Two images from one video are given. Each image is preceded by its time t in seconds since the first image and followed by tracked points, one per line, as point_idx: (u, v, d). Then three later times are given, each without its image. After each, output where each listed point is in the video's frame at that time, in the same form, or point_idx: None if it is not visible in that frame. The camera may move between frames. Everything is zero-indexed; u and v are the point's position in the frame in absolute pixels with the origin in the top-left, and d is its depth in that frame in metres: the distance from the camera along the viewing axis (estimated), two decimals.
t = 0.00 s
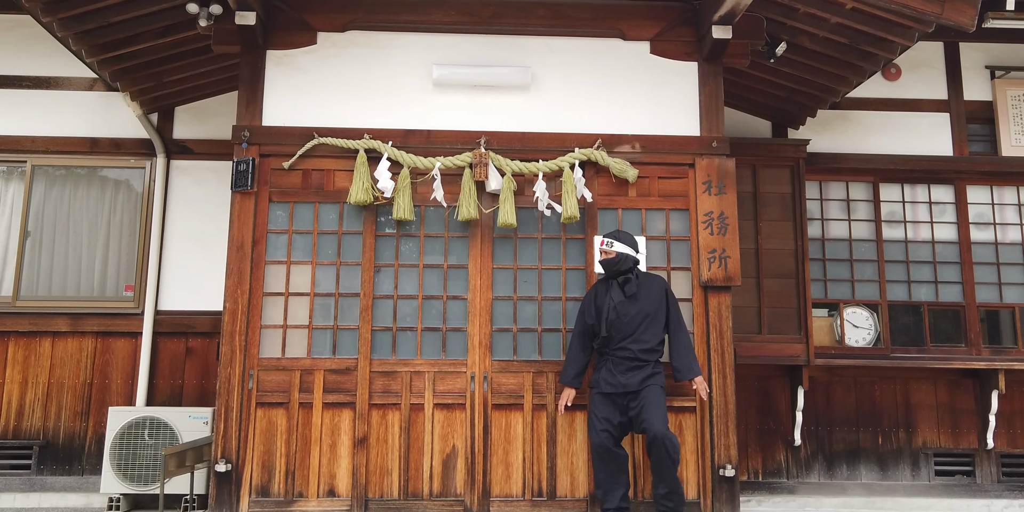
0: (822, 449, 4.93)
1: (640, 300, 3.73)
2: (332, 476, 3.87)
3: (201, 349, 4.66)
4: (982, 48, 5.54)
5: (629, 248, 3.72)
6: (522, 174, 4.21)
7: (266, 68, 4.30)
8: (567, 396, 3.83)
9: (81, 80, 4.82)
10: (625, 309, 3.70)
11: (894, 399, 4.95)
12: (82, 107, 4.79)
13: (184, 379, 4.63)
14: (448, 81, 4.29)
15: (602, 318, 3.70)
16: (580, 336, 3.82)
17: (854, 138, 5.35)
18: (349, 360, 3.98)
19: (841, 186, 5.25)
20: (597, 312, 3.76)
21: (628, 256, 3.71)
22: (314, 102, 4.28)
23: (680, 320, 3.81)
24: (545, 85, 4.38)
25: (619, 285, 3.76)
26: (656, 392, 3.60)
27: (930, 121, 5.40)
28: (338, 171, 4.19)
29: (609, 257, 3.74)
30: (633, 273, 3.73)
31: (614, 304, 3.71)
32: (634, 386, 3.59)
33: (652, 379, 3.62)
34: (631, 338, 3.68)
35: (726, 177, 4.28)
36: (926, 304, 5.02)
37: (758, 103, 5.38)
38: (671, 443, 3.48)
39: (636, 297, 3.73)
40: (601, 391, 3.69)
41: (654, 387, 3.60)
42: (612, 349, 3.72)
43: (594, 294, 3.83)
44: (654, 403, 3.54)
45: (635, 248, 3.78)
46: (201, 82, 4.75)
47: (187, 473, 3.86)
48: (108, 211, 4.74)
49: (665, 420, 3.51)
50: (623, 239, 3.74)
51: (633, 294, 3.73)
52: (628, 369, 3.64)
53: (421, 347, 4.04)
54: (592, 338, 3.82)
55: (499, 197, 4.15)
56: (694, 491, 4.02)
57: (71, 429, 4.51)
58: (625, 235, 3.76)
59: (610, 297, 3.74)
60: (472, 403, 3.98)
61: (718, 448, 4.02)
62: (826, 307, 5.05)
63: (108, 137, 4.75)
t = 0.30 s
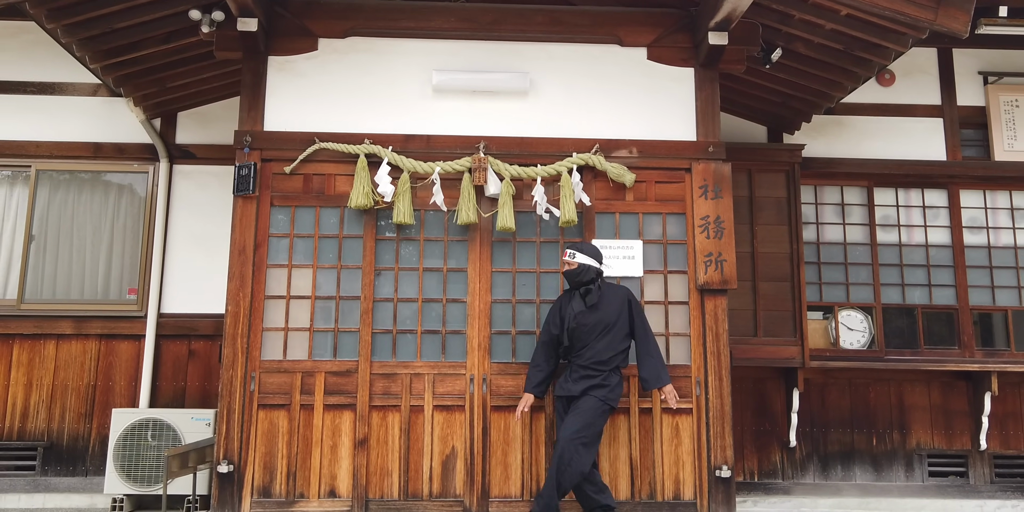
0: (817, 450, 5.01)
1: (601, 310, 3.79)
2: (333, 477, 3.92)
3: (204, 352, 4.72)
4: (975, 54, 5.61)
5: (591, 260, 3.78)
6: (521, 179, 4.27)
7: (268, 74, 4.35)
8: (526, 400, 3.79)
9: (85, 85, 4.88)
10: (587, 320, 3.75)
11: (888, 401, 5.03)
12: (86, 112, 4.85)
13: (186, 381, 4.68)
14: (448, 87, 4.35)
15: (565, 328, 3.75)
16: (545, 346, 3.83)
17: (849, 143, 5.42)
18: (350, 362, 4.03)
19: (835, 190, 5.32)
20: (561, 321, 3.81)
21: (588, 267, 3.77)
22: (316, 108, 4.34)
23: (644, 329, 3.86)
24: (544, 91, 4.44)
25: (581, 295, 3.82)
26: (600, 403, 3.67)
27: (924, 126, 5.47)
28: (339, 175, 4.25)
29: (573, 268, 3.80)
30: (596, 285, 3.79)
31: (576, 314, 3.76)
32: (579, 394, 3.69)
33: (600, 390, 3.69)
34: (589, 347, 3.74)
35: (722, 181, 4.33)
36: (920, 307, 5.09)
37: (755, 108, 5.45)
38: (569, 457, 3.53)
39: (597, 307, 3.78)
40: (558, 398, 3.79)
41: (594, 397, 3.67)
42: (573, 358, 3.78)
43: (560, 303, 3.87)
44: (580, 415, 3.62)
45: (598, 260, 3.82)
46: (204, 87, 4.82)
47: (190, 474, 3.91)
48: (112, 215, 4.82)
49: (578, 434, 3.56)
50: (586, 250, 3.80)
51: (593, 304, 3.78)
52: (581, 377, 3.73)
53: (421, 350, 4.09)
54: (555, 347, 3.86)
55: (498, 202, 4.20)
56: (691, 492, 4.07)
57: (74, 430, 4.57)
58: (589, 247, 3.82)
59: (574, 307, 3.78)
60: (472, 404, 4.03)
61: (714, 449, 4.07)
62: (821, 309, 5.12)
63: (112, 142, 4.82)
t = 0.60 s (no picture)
0: (812, 452, 5.06)
1: (555, 313, 3.82)
2: (334, 478, 3.96)
3: (206, 354, 4.79)
4: (969, 60, 5.68)
5: (546, 263, 3.83)
6: (520, 183, 4.32)
7: (269, 79, 4.41)
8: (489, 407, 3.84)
9: (89, 91, 4.95)
10: (540, 322, 3.80)
11: (882, 403, 5.09)
12: (90, 118, 4.92)
13: (189, 383, 4.76)
14: (447, 92, 4.41)
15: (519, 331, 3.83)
16: (505, 350, 3.90)
17: (843, 148, 5.49)
18: (350, 364, 4.08)
19: (830, 194, 5.38)
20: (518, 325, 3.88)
21: (544, 271, 3.81)
22: (317, 113, 4.40)
23: (601, 331, 3.86)
24: (542, 96, 4.50)
25: (536, 299, 3.87)
26: (553, 407, 3.67)
27: (917, 131, 5.54)
28: (340, 180, 4.31)
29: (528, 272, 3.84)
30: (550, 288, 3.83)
31: (529, 317, 3.83)
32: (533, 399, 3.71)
33: (553, 394, 3.69)
34: (544, 351, 3.78)
35: (718, 185, 4.39)
36: (914, 310, 5.15)
37: (751, 113, 5.52)
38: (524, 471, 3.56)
39: (552, 310, 3.82)
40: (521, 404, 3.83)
41: (547, 403, 3.67)
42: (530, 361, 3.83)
43: (519, 307, 3.94)
44: (534, 423, 3.63)
45: (555, 263, 3.87)
46: (206, 93, 4.87)
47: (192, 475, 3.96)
48: (114, 219, 4.88)
49: (532, 444, 3.57)
50: (541, 255, 3.85)
51: (547, 307, 3.82)
52: (536, 381, 3.76)
53: (420, 352, 4.14)
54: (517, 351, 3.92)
55: (497, 206, 4.25)
56: (688, 493, 4.12)
57: (78, 432, 4.63)
58: (545, 250, 3.87)
59: (529, 310, 3.85)
60: (471, 406, 4.08)
61: (711, 450, 4.12)
62: (816, 312, 5.18)
63: (115, 147, 4.88)
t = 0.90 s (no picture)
0: (807, 453, 5.14)
1: (516, 312, 3.85)
2: (334, 479, 4.01)
3: (208, 356, 4.86)
4: (962, 65, 5.75)
5: (507, 263, 3.83)
6: (518, 188, 4.38)
7: (271, 85, 4.46)
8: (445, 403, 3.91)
9: (92, 96, 5.03)
10: (501, 322, 3.82)
11: (877, 405, 5.16)
12: (94, 123, 4.99)
13: (192, 385, 4.83)
14: (447, 98, 4.47)
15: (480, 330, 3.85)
16: (465, 348, 3.93)
17: (838, 153, 5.55)
18: (351, 367, 4.13)
19: (825, 198, 5.44)
20: (479, 323, 3.90)
21: (505, 271, 3.80)
22: (318, 118, 4.45)
23: (558, 331, 3.89)
24: (540, 101, 4.56)
25: (497, 298, 3.89)
26: (516, 407, 3.72)
27: (911, 136, 5.60)
28: (340, 184, 4.36)
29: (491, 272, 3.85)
30: (512, 288, 3.84)
31: (490, 316, 3.84)
32: (497, 398, 3.72)
33: (518, 393, 3.73)
34: (505, 350, 3.81)
35: (715, 190, 4.45)
36: (907, 313, 5.21)
37: (747, 118, 5.59)
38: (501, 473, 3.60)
39: (513, 309, 3.84)
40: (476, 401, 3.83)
41: (512, 402, 3.70)
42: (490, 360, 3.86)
43: (481, 306, 3.96)
44: (500, 425, 3.67)
45: (516, 263, 3.86)
46: (208, 99, 4.97)
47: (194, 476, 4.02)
48: (118, 223, 4.94)
49: (502, 446, 3.63)
50: (503, 255, 3.84)
51: (509, 306, 3.84)
52: (498, 380, 3.78)
53: (420, 355, 4.18)
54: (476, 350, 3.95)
55: (496, 210, 4.32)
56: (684, 493, 4.17)
57: (83, 433, 4.72)
58: (506, 251, 3.86)
59: (490, 309, 3.87)
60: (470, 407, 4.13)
61: (707, 451, 4.17)
62: (811, 315, 5.25)
63: (118, 152, 4.95)
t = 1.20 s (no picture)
0: (802, 454, 5.20)
1: (488, 323, 3.90)
2: (335, 480, 4.06)
3: (210, 359, 4.93)
4: (955, 71, 5.83)
5: (478, 275, 3.91)
6: (517, 192, 4.44)
7: (272, 90, 4.52)
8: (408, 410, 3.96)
9: (96, 102, 5.09)
10: (473, 333, 3.86)
11: (871, 406, 5.23)
12: (98, 128, 5.07)
13: (194, 387, 4.89)
14: (446, 103, 4.53)
15: (450, 340, 3.87)
16: (433, 358, 3.94)
17: (833, 157, 5.62)
18: (351, 369, 4.18)
19: (820, 203, 5.50)
20: (448, 334, 3.93)
21: (475, 283, 3.90)
22: (319, 123, 4.51)
23: (529, 343, 3.96)
24: (539, 107, 4.62)
25: (469, 309, 3.94)
26: (487, 418, 3.75)
27: (906, 141, 5.67)
28: (341, 188, 4.42)
29: (461, 284, 3.93)
30: (484, 300, 3.91)
31: (462, 327, 3.88)
32: (467, 409, 3.76)
33: (487, 405, 3.77)
34: (475, 361, 3.84)
35: (711, 194, 4.51)
36: (902, 315, 5.27)
37: (743, 123, 5.65)
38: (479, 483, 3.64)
39: (485, 320, 3.89)
40: (441, 411, 3.81)
41: (482, 414, 3.74)
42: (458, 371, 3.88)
43: (450, 317, 3.99)
44: (474, 436, 3.70)
45: (486, 275, 3.95)
46: (210, 105, 5.03)
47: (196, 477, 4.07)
48: (122, 226, 5.03)
49: (479, 457, 3.65)
50: (474, 267, 3.93)
51: (480, 317, 3.89)
52: (467, 391, 3.80)
53: (420, 357, 4.24)
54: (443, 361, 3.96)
55: (495, 214, 4.37)
56: (681, 494, 4.22)
57: (86, 435, 4.78)
58: (477, 262, 3.95)
59: (461, 320, 3.90)
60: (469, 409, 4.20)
61: (704, 453, 4.22)
62: (807, 318, 5.30)
63: (122, 156, 5.03)
